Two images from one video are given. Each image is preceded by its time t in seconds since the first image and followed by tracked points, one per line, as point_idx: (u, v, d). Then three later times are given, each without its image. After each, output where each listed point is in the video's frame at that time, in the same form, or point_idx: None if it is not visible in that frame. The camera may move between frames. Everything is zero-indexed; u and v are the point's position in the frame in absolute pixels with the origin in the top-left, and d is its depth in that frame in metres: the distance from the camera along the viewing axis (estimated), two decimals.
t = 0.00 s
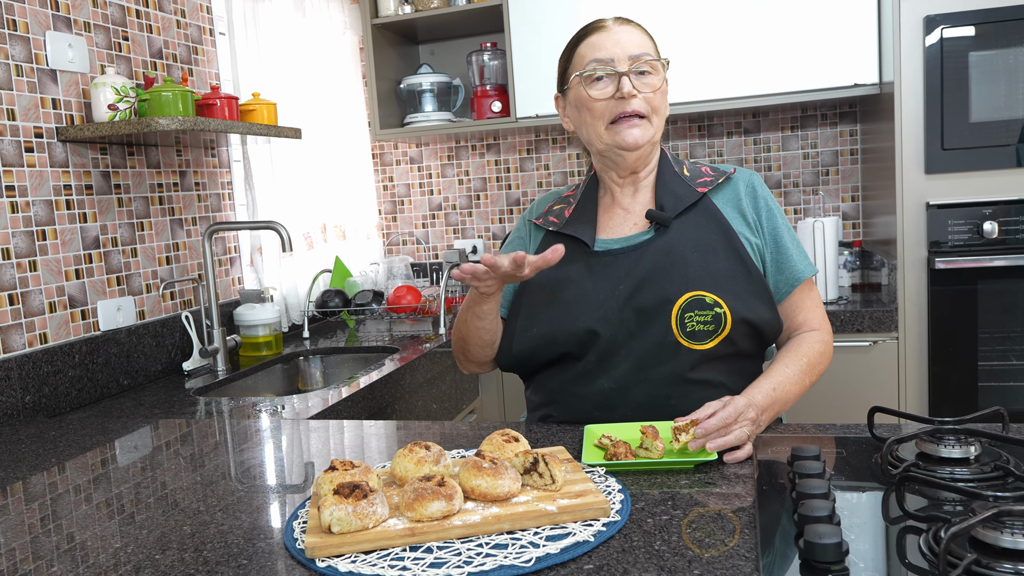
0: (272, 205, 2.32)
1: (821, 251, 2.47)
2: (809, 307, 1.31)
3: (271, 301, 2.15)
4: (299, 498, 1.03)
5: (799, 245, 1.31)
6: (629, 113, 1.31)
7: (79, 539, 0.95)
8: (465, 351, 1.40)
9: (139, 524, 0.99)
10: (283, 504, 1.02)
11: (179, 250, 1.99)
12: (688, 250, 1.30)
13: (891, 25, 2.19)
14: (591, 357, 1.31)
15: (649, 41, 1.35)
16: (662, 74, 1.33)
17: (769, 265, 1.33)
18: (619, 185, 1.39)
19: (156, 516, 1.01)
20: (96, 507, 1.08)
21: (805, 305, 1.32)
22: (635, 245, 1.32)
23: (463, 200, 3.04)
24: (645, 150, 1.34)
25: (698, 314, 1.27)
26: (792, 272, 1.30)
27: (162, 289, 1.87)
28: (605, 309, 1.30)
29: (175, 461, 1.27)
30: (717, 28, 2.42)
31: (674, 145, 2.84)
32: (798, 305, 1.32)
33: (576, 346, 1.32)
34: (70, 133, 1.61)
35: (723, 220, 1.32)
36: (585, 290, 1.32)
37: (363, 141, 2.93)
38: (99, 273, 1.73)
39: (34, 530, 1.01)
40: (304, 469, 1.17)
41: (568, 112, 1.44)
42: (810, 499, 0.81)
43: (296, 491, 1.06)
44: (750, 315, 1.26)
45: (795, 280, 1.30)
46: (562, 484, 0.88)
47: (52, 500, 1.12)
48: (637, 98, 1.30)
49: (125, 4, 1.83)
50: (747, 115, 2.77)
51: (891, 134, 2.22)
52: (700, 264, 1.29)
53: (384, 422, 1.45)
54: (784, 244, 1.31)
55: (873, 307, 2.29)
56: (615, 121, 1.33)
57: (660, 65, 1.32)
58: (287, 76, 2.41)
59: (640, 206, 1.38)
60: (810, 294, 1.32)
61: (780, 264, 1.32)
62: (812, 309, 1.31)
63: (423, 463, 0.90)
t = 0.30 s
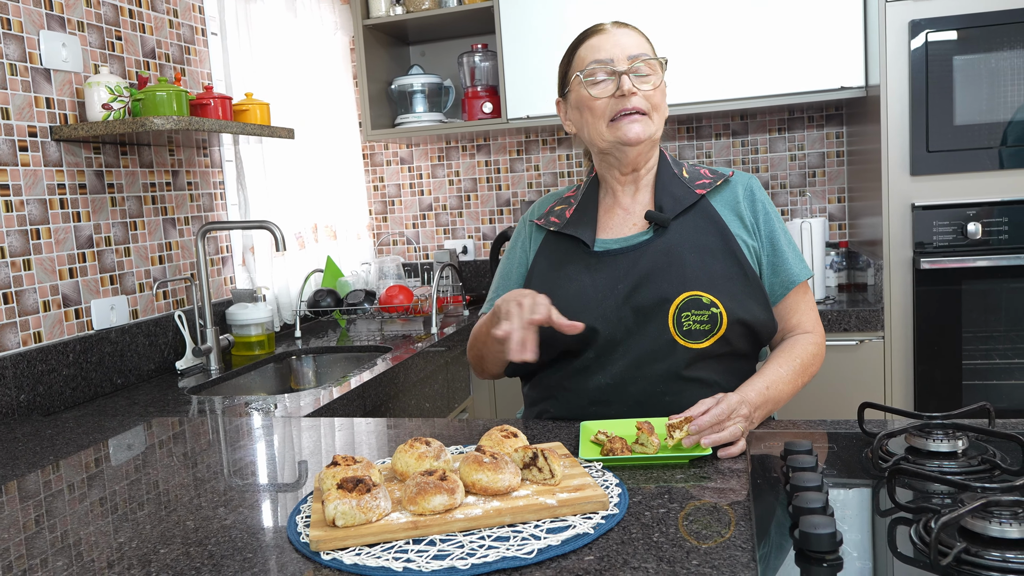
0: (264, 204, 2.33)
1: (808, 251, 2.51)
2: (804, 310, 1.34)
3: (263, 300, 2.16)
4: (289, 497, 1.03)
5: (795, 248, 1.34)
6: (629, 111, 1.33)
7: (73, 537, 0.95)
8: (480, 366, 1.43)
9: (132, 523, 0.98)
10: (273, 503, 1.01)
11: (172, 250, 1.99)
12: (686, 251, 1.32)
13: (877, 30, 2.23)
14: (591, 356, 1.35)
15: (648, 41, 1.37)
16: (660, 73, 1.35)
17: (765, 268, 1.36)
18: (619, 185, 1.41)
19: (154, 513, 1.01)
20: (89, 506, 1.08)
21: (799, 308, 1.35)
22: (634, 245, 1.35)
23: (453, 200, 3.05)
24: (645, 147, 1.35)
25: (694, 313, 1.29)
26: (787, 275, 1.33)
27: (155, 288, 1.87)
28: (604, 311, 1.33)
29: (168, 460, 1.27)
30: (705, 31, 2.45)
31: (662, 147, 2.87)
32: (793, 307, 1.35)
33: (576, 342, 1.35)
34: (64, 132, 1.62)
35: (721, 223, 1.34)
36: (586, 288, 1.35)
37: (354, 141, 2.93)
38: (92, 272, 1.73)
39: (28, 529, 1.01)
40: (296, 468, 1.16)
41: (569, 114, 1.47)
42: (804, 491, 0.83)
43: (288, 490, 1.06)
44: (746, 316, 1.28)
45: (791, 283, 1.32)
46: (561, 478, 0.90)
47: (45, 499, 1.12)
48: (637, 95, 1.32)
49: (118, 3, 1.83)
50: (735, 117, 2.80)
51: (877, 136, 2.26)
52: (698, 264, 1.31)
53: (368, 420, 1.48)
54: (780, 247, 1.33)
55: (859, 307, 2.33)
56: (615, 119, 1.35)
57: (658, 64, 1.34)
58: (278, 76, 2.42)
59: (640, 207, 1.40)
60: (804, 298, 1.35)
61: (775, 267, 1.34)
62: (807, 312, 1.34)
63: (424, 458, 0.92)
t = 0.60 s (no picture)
0: (267, 203, 2.34)
1: (807, 251, 2.54)
2: (805, 310, 1.37)
3: (266, 300, 2.16)
4: (291, 496, 1.02)
5: (799, 249, 1.37)
6: (629, 120, 1.35)
7: (81, 535, 0.95)
8: (492, 328, 1.39)
9: (138, 522, 0.98)
10: (274, 502, 1.01)
11: (175, 249, 2.01)
12: (695, 247, 1.35)
13: (876, 31, 2.25)
14: (596, 346, 1.36)
15: (650, 46, 1.36)
16: (663, 79, 1.34)
17: (770, 266, 1.39)
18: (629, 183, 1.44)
19: (163, 510, 1.02)
20: (96, 504, 1.08)
21: (801, 307, 1.37)
22: (644, 239, 1.36)
23: (454, 200, 3.06)
24: (648, 153, 1.38)
25: (701, 306, 1.32)
26: (791, 274, 1.37)
27: (160, 287, 1.88)
28: (612, 301, 1.35)
29: (172, 460, 1.27)
30: (706, 32, 2.46)
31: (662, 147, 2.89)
32: (794, 306, 1.37)
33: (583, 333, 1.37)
34: (71, 132, 1.63)
35: (730, 222, 1.37)
36: (593, 280, 1.36)
37: (355, 141, 2.94)
38: (98, 271, 1.74)
39: (36, 527, 1.01)
40: (300, 466, 1.16)
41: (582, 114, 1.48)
42: (812, 486, 0.85)
43: (290, 488, 1.06)
44: (751, 310, 1.32)
45: (794, 282, 1.36)
46: (572, 474, 0.91)
47: (53, 497, 1.12)
48: (636, 105, 1.33)
49: (124, 4, 1.84)
50: (734, 117, 2.82)
51: (876, 136, 2.28)
52: (706, 259, 1.34)
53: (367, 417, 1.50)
54: (785, 248, 1.37)
55: (858, 306, 2.35)
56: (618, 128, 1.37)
57: (661, 71, 1.34)
58: (281, 76, 2.43)
59: (650, 204, 1.43)
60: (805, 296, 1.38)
61: (779, 265, 1.38)
62: (807, 312, 1.37)
63: (437, 454, 0.93)
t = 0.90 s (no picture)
0: (264, 205, 2.34)
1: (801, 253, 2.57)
2: (807, 312, 1.39)
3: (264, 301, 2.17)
4: (288, 497, 1.01)
5: (801, 254, 1.39)
6: (617, 125, 1.37)
7: (79, 537, 0.94)
8: (502, 342, 1.41)
9: (138, 522, 0.97)
10: (269, 503, 0.99)
11: (173, 250, 2.01)
12: (699, 249, 1.37)
13: (868, 36, 2.28)
14: (602, 345, 1.38)
15: (635, 49, 1.38)
16: (648, 81, 1.35)
17: (772, 271, 1.41)
18: (632, 185, 1.46)
19: (167, 509, 1.01)
20: (93, 506, 1.06)
21: (802, 311, 1.39)
22: (649, 241, 1.39)
23: (448, 202, 3.07)
24: (641, 155, 1.39)
25: (703, 307, 1.35)
26: (792, 278, 1.39)
27: (159, 289, 1.89)
28: (618, 302, 1.37)
29: (169, 461, 1.25)
30: (700, 36, 2.49)
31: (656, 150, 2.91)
32: (796, 309, 1.39)
33: (586, 333, 1.39)
34: (70, 134, 1.63)
35: (733, 226, 1.38)
36: (599, 281, 1.39)
37: (350, 144, 2.95)
38: (97, 272, 1.74)
39: (34, 529, 0.99)
40: (298, 467, 1.15)
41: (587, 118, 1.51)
42: (815, 481, 0.87)
43: (286, 489, 1.04)
44: (754, 312, 1.34)
45: (795, 286, 1.38)
46: (578, 471, 0.93)
47: (52, 498, 1.11)
48: (621, 109, 1.35)
49: (123, 5, 1.85)
50: (727, 121, 2.85)
51: (869, 140, 2.31)
52: (709, 262, 1.36)
53: (365, 416, 1.49)
54: (786, 254, 1.39)
55: (850, 307, 2.37)
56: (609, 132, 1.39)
57: (645, 73, 1.35)
58: (278, 78, 2.44)
59: (654, 206, 1.45)
60: (807, 299, 1.40)
61: (781, 270, 1.40)
62: (809, 315, 1.39)
63: (444, 452, 0.94)
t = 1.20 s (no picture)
0: (259, 204, 2.34)
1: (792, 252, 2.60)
2: (801, 309, 1.40)
3: (258, 300, 2.16)
4: (280, 495, 1.00)
5: (794, 252, 1.41)
6: (633, 113, 1.39)
7: (75, 535, 0.93)
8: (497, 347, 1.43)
9: (129, 522, 0.96)
10: (260, 502, 0.99)
11: (168, 249, 2.02)
12: (692, 248, 1.38)
13: (859, 38, 2.31)
14: (598, 343, 1.39)
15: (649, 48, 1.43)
16: (664, 76, 1.40)
17: (765, 268, 1.43)
18: (627, 185, 1.47)
19: (167, 506, 1.01)
20: (89, 505, 1.04)
21: (797, 307, 1.40)
22: (642, 241, 1.40)
23: (442, 202, 3.08)
24: (650, 147, 1.41)
25: (699, 305, 1.36)
26: (786, 275, 1.40)
27: (154, 287, 1.90)
28: (612, 300, 1.39)
29: (164, 459, 1.23)
30: (693, 37, 2.51)
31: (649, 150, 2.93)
32: (790, 306, 1.41)
33: (584, 332, 1.40)
34: (66, 131, 1.64)
35: (726, 224, 1.40)
36: (593, 279, 1.40)
37: (343, 143, 2.94)
38: (93, 271, 1.75)
39: (31, 527, 0.98)
40: (293, 465, 1.13)
41: (580, 117, 1.52)
42: (815, 475, 0.89)
43: (280, 488, 1.03)
44: (748, 310, 1.35)
45: (789, 284, 1.39)
46: (580, 466, 0.94)
47: (48, 496, 1.09)
48: (640, 98, 1.38)
49: (118, 4, 1.85)
50: (719, 122, 2.87)
51: (860, 141, 2.34)
52: (703, 260, 1.38)
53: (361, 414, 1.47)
54: (780, 250, 1.40)
55: (841, 306, 2.40)
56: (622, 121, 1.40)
57: (662, 68, 1.39)
58: (272, 78, 2.44)
59: (647, 206, 1.46)
60: (800, 294, 1.41)
61: (775, 267, 1.41)
62: (804, 311, 1.40)
63: (448, 448, 0.95)
